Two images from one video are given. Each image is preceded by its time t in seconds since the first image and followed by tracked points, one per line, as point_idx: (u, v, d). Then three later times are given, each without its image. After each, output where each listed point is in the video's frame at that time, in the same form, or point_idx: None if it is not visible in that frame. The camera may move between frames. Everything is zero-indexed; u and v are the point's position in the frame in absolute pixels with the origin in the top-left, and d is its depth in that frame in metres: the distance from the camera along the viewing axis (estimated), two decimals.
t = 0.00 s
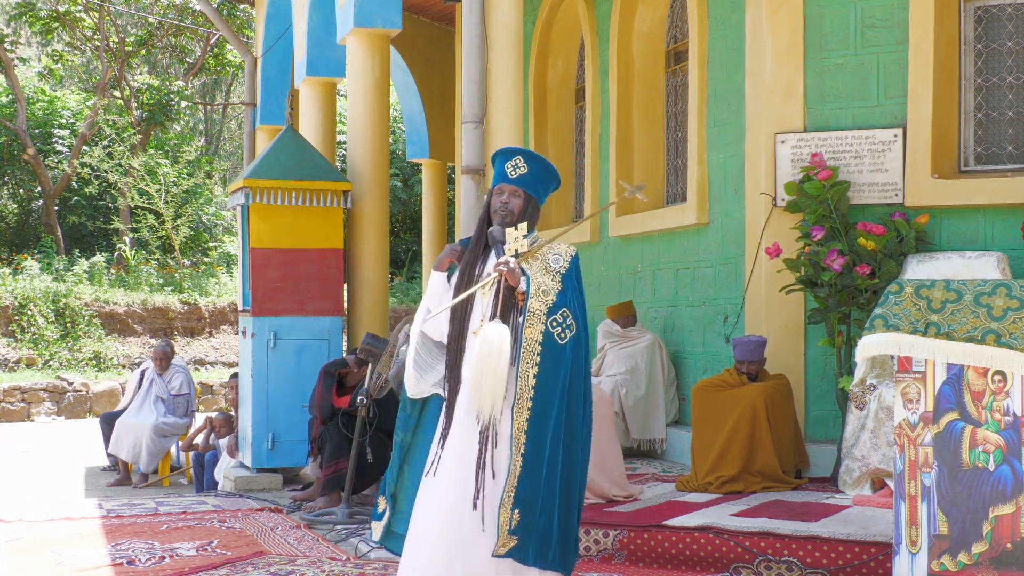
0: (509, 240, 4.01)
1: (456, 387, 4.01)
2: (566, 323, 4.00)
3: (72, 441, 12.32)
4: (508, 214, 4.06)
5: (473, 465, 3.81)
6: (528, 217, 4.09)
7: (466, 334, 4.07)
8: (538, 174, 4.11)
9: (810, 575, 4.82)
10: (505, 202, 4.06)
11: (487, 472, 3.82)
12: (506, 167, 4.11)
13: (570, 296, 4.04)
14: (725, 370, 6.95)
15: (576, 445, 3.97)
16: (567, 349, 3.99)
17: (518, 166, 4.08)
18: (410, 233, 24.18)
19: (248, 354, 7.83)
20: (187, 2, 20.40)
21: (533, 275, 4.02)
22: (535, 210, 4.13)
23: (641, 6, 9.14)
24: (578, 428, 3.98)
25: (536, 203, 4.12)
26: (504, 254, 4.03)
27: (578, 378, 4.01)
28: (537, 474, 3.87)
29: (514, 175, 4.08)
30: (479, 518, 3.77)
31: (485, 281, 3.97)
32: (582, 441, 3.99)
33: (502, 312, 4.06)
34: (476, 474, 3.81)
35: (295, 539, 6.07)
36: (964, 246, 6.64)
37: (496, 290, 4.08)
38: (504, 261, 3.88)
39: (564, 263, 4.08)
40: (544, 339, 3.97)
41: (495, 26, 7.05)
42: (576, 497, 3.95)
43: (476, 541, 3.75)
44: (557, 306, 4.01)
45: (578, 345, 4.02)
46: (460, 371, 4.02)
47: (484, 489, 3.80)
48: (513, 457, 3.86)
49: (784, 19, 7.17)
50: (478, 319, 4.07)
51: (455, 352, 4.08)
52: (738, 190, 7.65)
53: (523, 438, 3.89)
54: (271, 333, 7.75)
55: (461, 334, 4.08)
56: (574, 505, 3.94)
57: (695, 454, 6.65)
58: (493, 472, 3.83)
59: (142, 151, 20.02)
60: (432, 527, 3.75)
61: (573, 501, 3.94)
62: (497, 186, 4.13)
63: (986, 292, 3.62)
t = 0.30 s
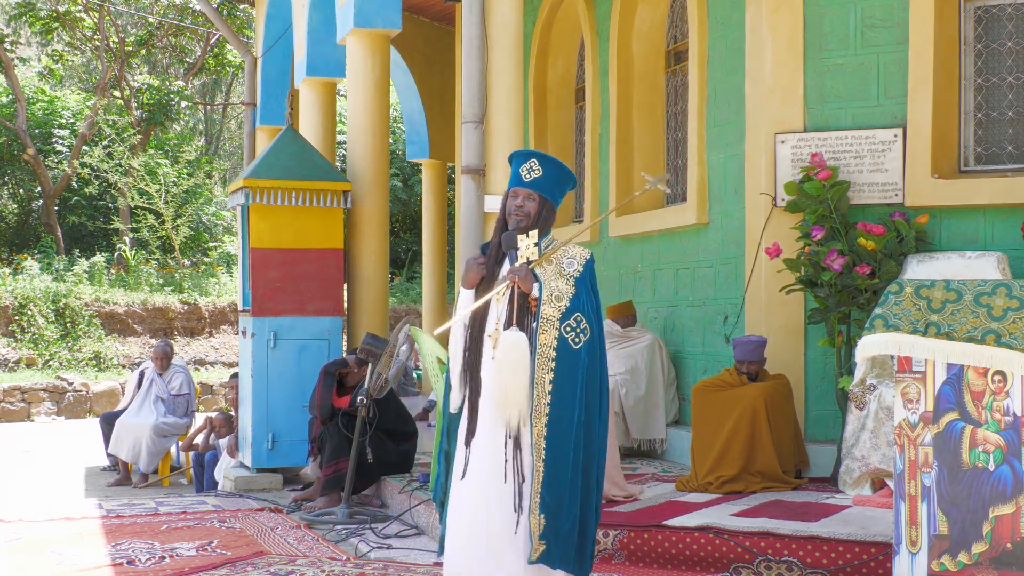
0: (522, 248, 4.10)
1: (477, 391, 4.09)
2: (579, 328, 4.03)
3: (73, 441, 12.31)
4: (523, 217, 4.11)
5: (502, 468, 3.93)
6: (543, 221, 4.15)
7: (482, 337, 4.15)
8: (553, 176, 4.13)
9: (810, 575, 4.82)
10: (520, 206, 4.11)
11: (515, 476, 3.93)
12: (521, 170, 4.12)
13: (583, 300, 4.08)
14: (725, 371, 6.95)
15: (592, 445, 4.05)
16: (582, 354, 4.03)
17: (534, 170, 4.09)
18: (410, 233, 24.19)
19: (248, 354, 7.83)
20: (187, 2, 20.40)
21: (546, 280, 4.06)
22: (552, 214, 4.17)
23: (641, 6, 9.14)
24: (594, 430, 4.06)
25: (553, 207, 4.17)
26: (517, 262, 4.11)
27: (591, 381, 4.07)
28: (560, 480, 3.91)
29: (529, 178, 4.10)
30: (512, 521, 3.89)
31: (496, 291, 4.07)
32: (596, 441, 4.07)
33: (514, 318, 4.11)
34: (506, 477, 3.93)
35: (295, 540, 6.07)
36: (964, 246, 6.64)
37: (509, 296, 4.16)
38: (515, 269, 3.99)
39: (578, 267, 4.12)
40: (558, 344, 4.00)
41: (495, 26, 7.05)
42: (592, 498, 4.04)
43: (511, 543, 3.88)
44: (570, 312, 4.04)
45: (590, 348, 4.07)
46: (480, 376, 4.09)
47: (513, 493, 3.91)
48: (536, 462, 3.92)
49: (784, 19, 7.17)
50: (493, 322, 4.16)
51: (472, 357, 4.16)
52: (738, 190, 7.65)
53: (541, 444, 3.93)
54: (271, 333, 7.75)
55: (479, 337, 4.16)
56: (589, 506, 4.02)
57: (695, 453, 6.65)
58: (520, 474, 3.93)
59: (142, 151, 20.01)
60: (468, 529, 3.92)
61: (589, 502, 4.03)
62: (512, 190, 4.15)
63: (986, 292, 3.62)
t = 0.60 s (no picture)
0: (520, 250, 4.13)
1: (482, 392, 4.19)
2: (584, 325, 4.05)
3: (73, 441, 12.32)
4: (522, 219, 4.15)
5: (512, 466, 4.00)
6: (542, 222, 4.17)
7: (487, 339, 4.23)
8: (551, 177, 4.15)
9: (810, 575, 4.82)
10: (518, 208, 4.14)
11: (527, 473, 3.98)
12: (517, 172, 4.15)
13: (585, 298, 4.09)
14: (725, 370, 6.96)
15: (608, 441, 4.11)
16: (588, 351, 4.05)
17: (529, 172, 4.12)
18: (410, 233, 24.20)
19: (248, 354, 7.83)
20: (187, 2, 20.40)
21: (547, 280, 4.08)
22: (551, 216, 4.20)
23: (641, 6, 9.14)
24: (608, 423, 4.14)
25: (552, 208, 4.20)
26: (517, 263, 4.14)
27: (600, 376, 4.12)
28: (579, 477, 3.97)
29: (526, 180, 4.13)
30: (532, 515, 3.94)
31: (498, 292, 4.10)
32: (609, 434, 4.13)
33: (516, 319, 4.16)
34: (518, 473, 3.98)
35: (294, 540, 6.07)
36: (964, 246, 6.64)
37: (511, 299, 4.19)
38: (516, 271, 4.03)
39: (579, 266, 4.13)
40: (562, 343, 4.03)
41: (495, 26, 7.06)
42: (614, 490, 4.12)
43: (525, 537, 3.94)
44: (573, 310, 4.06)
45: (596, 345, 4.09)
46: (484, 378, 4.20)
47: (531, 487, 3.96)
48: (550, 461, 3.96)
49: (784, 19, 7.17)
50: (495, 323, 4.23)
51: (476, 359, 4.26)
52: (738, 190, 7.65)
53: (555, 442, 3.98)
54: (271, 333, 7.75)
55: (483, 339, 4.25)
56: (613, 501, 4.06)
57: (695, 454, 6.65)
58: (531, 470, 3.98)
59: (142, 151, 20.02)
60: (480, 526, 4.01)
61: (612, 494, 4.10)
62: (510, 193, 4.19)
63: (985, 292, 3.63)
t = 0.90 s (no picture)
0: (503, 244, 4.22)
1: (472, 388, 4.33)
2: (569, 319, 4.17)
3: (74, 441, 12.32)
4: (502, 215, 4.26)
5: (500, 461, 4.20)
6: (523, 216, 4.28)
7: (473, 335, 4.36)
8: (531, 174, 4.26)
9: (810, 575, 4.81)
10: (496, 205, 4.27)
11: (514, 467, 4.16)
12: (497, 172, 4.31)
13: (570, 293, 4.22)
14: (725, 371, 6.96)
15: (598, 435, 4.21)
16: (575, 344, 4.16)
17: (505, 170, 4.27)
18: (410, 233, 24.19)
19: (248, 354, 7.83)
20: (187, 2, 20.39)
21: (532, 275, 4.21)
22: (534, 212, 4.30)
23: (641, 6, 9.14)
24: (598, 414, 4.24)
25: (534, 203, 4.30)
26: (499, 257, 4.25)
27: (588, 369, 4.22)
28: (567, 468, 4.08)
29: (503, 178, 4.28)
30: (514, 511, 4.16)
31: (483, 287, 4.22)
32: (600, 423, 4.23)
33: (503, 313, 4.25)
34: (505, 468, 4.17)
35: (295, 540, 6.07)
36: (964, 246, 6.64)
37: (497, 294, 4.32)
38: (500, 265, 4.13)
39: (563, 261, 4.26)
40: (547, 336, 4.14)
41: (495, 26, 7.06)
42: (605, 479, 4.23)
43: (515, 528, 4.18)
44: (558, 304, 4.18)
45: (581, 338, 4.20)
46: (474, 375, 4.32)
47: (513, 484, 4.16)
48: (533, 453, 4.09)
49: (784, 19, 7.17)
50: (483, 318, 4.36)
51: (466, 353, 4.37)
52: (738, 190, 7.65)
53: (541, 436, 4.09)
54: (271, 333, 7.75)
55: (469, 336, 4.36)
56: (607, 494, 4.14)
57: (695, 454, 6.64)
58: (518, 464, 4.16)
59: (142, 151, 20.01)
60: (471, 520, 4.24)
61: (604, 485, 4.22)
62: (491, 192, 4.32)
63: (985, 292, 3.62)
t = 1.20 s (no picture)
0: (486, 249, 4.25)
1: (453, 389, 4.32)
2: (553, 322, 4.19)
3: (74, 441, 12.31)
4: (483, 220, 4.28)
5: (467, 462, 4.19)
6: (502, 220, 4.30)
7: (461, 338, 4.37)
8: (508, 177, 4.28)
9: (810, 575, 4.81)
10: (476, 212, 4.29)
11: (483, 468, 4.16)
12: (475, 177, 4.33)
13: (554, 295, 4.23)
14: (725, 371, 6.96)
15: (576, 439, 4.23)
16: (556, 347, 4.18)
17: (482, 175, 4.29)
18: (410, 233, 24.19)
19: (248, 355, 7.83)
20: (187, 2, 20.39)
21: (517, 278, 4.22)
22: (515, 215, 4.34)
23: (641, 6, 9.15)
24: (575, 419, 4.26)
25: (514, 206, 4.33)
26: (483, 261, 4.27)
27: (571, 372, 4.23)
28: (539, 471, 4.12)
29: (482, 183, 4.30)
30: (474, 516, 4.14)
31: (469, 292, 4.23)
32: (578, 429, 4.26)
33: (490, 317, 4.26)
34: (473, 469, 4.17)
35: (295, 540, 6.07)
36: (964, 247, 6.64)
37: (484, 299, 4.33)
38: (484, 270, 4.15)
39: (547, 264, 4.28)
40: (531, 338, 4.18)
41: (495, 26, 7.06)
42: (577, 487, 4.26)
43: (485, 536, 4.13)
44: (542, 307, 4.20)
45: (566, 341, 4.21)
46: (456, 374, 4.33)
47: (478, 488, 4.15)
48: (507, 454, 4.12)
49: (784, 19, 7.17)
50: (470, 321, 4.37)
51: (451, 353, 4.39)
52: (738, 190, 7.65)
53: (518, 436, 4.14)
54: (271, 333, 7.75)
55: (457, 336, 4.38)
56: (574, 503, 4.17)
57: (695, 454, 6.64)
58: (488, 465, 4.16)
59: (142, 151, 20.00)
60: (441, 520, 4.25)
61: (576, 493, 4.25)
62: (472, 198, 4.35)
63: (986, 292, 3.62)
